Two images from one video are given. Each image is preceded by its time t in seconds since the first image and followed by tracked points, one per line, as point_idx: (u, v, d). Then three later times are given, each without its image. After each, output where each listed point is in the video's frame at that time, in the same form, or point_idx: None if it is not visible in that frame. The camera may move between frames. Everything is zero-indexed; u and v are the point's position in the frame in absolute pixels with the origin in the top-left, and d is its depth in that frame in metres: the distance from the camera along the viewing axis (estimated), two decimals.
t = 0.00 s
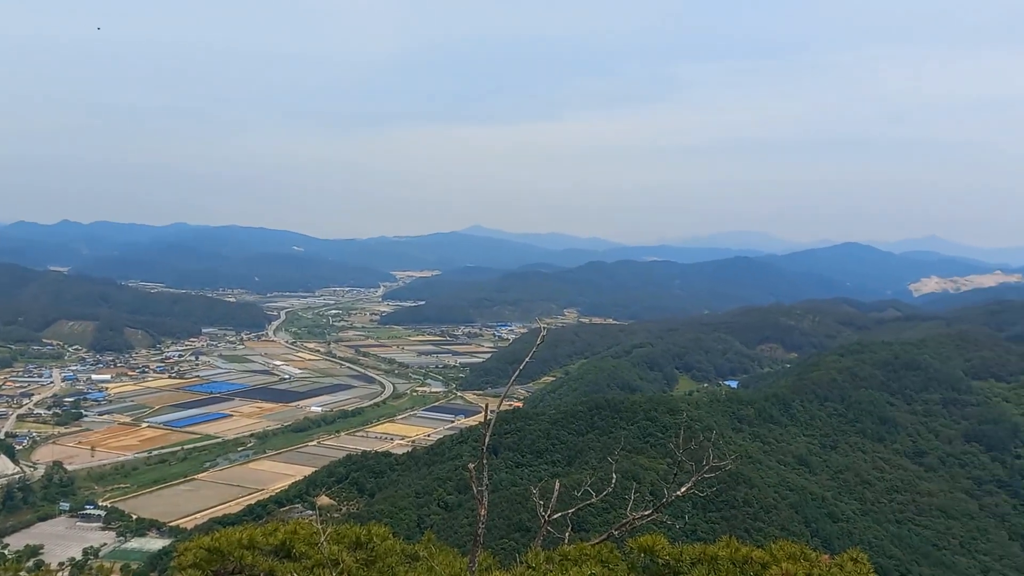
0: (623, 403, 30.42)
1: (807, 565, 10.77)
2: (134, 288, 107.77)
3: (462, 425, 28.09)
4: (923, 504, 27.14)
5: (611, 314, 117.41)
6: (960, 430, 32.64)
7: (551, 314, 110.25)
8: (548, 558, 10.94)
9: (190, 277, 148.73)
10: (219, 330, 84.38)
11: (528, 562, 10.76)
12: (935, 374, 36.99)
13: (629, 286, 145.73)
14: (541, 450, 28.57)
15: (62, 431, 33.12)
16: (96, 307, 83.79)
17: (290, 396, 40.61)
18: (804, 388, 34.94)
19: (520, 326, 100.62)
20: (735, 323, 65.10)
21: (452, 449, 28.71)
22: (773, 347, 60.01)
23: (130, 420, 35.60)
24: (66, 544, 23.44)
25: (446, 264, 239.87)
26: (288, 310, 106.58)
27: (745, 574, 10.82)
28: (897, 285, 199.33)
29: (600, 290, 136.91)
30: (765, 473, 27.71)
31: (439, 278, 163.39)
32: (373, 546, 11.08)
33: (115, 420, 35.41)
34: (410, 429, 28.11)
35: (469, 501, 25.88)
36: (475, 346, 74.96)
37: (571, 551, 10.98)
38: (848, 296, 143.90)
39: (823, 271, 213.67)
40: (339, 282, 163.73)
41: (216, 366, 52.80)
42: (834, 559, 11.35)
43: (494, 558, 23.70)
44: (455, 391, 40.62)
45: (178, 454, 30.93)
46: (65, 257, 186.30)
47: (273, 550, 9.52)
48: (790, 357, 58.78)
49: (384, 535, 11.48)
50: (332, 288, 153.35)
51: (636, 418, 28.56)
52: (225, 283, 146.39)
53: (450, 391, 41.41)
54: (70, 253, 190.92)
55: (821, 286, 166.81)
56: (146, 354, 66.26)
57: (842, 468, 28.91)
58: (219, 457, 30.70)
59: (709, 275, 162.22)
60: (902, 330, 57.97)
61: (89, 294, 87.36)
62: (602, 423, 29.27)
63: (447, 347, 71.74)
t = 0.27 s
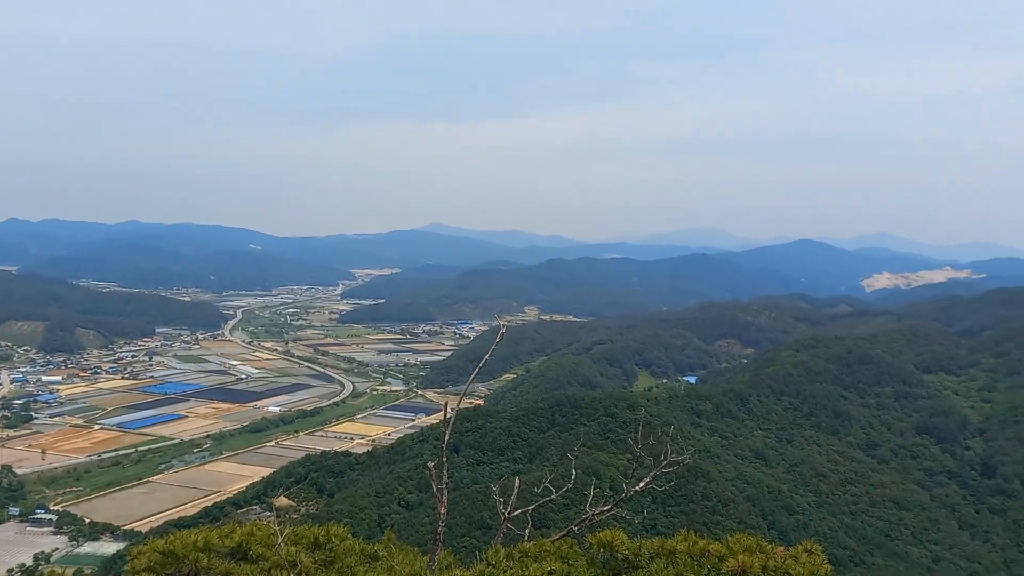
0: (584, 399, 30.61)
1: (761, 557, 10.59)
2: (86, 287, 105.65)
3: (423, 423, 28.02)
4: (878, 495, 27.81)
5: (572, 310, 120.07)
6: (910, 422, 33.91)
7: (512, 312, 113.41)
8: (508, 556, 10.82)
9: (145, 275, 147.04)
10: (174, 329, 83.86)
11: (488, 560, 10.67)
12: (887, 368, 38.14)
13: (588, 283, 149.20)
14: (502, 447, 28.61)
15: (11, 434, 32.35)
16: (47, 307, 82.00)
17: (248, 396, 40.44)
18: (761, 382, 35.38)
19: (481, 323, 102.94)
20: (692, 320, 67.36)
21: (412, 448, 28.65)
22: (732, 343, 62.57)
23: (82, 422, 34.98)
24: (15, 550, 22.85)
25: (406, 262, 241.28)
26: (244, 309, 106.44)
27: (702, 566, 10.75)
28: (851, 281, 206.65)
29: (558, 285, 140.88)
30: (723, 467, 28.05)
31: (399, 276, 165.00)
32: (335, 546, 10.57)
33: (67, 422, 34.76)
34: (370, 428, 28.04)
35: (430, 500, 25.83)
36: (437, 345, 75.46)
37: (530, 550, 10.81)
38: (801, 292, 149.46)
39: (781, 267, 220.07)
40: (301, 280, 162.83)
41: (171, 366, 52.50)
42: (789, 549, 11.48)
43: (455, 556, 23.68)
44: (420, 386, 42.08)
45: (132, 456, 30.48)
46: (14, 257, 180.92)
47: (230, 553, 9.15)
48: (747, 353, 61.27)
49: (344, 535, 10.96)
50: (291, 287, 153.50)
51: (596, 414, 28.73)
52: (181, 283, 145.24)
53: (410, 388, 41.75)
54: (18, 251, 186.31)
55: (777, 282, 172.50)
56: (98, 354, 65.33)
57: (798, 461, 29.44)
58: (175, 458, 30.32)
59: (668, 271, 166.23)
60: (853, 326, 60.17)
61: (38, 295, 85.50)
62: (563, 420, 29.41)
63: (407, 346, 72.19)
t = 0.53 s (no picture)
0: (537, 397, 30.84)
1: (710, 549, 10.26)
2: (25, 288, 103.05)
3: (375, 423, 27.85)
4: (824, 488, 28.82)
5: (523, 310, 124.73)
6: (854, 416, 35.58)
7: (463, 310, 119.37)
8: (460, 555, 10.74)
9: (88, 275, 144.93)
10: (119, 330, 83.44)
11: (440, 559, 10.50)
12: (832, 362, 39.97)
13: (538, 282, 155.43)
14: (456, 445, 28.65)
15: None
16: None
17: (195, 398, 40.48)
18: (710, 379, 36.35)
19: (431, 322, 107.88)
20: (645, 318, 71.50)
21: (364, 447, 28.54)
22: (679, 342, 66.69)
23: (24, 426, 34.29)
24: None
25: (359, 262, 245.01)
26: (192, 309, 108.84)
27: (652, 562, 10.56)
28: (797, 279, 216.07)
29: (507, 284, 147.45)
30: (674, 462, 28.48)
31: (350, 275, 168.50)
32: (281, 549, 10.09)
33: (8, 426, 33.99)
34: (321, 428, 27.89)
35: (382, 499, 25.71)
36: (391, 347, 76.29)
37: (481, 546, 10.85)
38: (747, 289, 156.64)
39: (731, 265, 227.83)
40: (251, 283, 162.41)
41: (115, 369, 52.40)
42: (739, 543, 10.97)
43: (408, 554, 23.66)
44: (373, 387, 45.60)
45: (76, 459, 29.93)
46: None
47: (172, 559, 8.60)
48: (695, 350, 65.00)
49: (293, 537, 10.59)
50: (242, 287, 154.25)
51: (549, 411, 28.94)
52: (127, 283, 143.82)
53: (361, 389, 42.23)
54: None
55: (726, 280, 179.50)
56: (38, 356, 64.30)
57: (748, 456, 30.11)
58: (121, 461, 29.92)
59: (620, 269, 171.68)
60: (797, 325, 63.66)
61: None
62: (516, 417, 29.58)
63: (360, 347, 72.88)
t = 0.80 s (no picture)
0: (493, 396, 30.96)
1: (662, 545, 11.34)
2: None
3: (329, 423, 27.64)
4: (771, 481, 30.35)
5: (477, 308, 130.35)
6: (803, 411, 37.70)
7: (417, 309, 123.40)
8: (414, 554, 11.12)
9: (30, 276, 142.31)
10: (63, 330, 82.70)
11: (394, 558, 10.94)
12: (783, 359, 41.73)
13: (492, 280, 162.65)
14: (411, 445, 28.62)
15: None
16: None
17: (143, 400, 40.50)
18: (664, 376, 37.45)
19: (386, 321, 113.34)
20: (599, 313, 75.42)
21: (317, 449, 28.36)
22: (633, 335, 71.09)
23: None
24: None
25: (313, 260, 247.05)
26: (139, 310, 109.86)
27: (604, 556, 11.46)
28: (747, 277, 225.20)
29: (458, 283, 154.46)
30: (628, 459, 28.78)
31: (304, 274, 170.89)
32: (230, 552, 10.04)
33: None
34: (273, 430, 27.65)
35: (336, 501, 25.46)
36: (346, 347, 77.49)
37: (435, 545, 11.35)
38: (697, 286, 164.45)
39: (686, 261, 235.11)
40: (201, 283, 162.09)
41: (59, 371, 52.26)
42: (688, 537, 11.86)
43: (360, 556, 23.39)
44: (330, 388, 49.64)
45: (18, 464, 29.21)
46: None
47: (124, 562, 8.84)
48: (650, 345, 69.58)
49: (245, 540, 10.47)
50: (192, 287, 154.42)
51: (504, 410, 29.08)
52: (72, 283, 141.76)
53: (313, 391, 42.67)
54: None
55: (680, 277, 185.43)
56: None
57: (699, 451, 31.25)
58: (65, 466, 29.39)
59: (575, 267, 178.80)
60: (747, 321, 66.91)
61: None
62: (471, 416, 29.68)
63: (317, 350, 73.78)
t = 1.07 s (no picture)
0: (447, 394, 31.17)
1: (613, 543, 11.66)
2: None
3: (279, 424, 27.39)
4: (724, 477, 32.51)
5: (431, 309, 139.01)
6: (752, 408, 41.39)
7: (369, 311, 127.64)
8: (365, 555, 10.99)
9: None
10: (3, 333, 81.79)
11: (344, 560, 10.80)
12: (733, 357, 45.53)
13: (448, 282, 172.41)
14: (363, 446, 28.54)
15: None
16: None
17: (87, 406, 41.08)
18: (620, 374, 39.47)
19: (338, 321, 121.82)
20: (557, 313, 84.94)
21: (268, 450, 28.14)
22: (586, 335, 80.74)
23: None
24: None
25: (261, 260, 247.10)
26: (85, 312, 110.17)
27: (556, 555, 11.60)
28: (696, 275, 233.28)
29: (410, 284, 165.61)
30: (582, 457, 29.20)
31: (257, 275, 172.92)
32: (177, 558, 10.60)
33: None
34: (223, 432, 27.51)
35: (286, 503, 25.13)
36: (293, 350, 79.48)
37: (388, 547, 11.31)
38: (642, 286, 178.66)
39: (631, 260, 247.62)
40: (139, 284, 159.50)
41: None
42: (639, 535, 12.23)
43: (311, 558, 23.04)
44: (283, 388, 55.62)
45: None
46: None
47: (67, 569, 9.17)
48: (602, 343, 78.91)
49: (192, 544, 11.07)
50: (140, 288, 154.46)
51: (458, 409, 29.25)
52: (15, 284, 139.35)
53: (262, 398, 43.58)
54: None
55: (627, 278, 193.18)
56: None
57: (651, 448, 32.58)
58: (6, 471, 28.99)
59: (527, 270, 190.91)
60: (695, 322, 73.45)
61: None
62: (425, 416, 29.78)
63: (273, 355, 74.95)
